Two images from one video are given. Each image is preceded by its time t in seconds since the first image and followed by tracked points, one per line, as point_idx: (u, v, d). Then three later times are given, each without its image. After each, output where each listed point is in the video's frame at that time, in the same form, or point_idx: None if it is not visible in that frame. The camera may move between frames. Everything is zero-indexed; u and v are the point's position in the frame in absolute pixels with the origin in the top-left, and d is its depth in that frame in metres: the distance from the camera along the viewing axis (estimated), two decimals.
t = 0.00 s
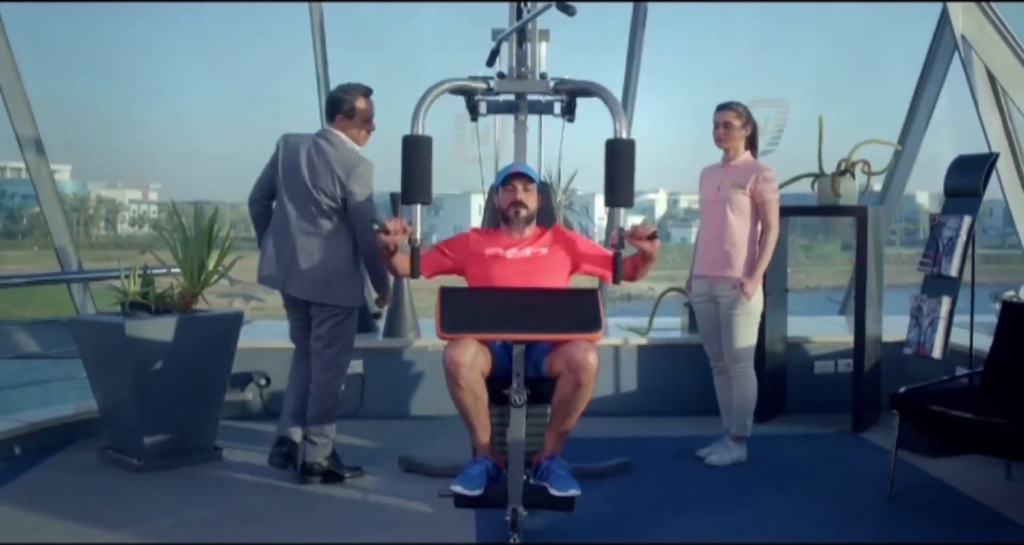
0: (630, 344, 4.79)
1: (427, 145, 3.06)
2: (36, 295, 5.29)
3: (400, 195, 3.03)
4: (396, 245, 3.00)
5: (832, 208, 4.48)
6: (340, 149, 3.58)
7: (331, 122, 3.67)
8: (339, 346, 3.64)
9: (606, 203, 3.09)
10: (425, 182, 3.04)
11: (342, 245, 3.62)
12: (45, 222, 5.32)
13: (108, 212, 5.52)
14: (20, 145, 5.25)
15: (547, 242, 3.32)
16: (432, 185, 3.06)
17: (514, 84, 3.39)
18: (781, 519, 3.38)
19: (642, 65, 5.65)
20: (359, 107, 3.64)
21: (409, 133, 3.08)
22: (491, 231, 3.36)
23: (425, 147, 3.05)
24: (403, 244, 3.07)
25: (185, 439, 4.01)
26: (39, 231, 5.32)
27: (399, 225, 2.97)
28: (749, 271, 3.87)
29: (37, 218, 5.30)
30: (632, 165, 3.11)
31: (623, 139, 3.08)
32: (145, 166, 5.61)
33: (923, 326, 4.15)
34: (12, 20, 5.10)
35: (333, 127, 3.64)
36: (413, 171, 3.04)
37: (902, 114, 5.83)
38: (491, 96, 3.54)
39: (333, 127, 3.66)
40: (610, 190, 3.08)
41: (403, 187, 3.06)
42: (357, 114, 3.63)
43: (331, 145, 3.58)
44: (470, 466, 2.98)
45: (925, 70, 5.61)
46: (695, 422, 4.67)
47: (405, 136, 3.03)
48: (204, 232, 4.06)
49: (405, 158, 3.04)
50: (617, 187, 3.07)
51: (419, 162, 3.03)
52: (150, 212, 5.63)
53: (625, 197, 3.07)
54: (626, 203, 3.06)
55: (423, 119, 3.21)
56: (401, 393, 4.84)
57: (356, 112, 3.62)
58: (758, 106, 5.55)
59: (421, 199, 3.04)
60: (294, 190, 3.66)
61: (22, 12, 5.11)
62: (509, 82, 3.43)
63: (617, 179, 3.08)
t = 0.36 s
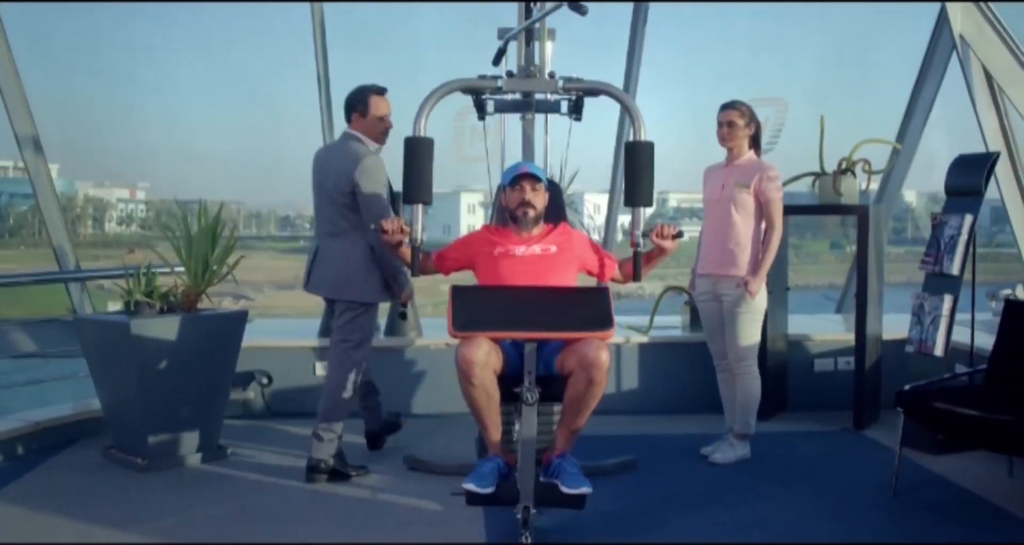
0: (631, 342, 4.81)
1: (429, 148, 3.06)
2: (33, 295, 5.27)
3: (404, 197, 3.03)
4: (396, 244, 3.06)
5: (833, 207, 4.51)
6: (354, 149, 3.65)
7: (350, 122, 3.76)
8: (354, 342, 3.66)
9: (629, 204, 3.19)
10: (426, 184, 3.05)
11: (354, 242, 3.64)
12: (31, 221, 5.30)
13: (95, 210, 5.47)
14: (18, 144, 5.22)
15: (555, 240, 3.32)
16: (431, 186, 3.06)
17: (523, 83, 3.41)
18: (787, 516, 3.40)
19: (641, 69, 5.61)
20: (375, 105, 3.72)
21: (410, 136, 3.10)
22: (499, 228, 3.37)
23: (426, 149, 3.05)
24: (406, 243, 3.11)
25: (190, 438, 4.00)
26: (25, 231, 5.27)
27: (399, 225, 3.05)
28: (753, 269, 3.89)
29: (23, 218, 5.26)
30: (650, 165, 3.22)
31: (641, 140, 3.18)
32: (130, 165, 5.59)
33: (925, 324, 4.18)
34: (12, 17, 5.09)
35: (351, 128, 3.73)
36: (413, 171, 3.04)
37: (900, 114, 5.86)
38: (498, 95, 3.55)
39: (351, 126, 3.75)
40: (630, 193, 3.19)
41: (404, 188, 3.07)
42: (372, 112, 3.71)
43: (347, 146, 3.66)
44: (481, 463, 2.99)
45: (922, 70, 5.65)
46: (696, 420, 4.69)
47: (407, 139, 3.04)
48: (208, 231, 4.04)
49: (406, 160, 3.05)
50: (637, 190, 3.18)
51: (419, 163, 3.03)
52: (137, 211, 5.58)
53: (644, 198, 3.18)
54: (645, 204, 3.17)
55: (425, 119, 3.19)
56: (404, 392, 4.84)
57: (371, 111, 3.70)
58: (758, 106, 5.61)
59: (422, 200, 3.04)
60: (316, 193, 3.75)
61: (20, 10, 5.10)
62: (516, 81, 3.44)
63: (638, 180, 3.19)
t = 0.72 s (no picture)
0: (626, 340, 4.82)
1: (436, 142, 3.05)
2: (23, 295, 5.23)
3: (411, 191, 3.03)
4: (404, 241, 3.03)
5: (828, 206, 4.54)
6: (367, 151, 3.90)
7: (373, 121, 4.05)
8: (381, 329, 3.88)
9: (620, 200, 3.18)
10: (433, 180, 3.04)
11: (361, 242, 3.91)
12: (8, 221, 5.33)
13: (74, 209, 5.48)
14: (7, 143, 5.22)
15: (557, 236, 3.34)
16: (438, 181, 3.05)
17: (525, 82, 3.42)
18: (787, 512, 3.43)
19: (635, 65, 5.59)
20: (395, 104, 3.98)
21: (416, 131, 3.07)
22: (501, 227, 3.37)
23: (433, 143, 3.04)
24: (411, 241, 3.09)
25: (188, 437, 3.99)
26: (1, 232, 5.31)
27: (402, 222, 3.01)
28: (750, 268, 3.91)
29: None
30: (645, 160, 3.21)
31: (635, 135, 3.16)
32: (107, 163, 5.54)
33: (919, 322, 4.22)
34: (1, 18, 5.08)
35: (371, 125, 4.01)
36: (420, 166, 3.02)
37: (890, 113, 5.90)
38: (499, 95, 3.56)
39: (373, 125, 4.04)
40: (626, 187, 3.17)
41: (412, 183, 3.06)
42: (392, 110, 3.97)
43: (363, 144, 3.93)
44: (486, 462, 3.00)
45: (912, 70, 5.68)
46: (690, 418, 4.71)
47: (413, 135, 3.03)
48: (205, 230, 4.04)
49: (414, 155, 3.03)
50: (632, 184, 3.16)
51: (427, 158, 3.02)
52: (116, 210, 5.54)
53: (641, 192, 3.16)
54: (641, 199, 3.16)
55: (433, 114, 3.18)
56: (400, 391, 4.85)
57: (390, 109, 3.96)
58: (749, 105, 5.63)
59: (428, 196, 3.03)
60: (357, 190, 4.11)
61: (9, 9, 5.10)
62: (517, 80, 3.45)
63: (632, 176, 3.17)
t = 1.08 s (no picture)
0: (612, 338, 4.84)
1: (464, 137, 2.99)
2: None
3: (440, 189, 2.98)
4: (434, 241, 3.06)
5: (813, 204, 4.58)
6: (369, 155, 3.94)
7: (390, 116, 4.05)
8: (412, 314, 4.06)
9: (576, 197, 3.07)
10: (461, 177, 2.99)
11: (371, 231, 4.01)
12: None
13: (44, 206, 5.39)
14: None
15: (552, 236, 3.35)
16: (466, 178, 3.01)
17: (519, 80, 3.43)
18: (780, 507, 3.45)
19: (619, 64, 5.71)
20: (411, 104, 3.96)
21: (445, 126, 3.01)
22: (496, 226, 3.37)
23: (462, 139, 2.99)
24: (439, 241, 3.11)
25: (177, 436, 3.97)
26: None
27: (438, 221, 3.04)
28: (739, 264, 3.94)
29: None
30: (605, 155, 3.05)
31: (593, 130, 3.01)
32: (80, 161, 5.43)
33: (904, 319, 4.27)
34: None
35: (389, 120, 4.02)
36: (450, 163, 2.97)
37: (872, 110, 5.96)
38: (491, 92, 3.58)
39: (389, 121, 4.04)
40: (582, 186, 3.04)
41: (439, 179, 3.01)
42: (406, 110, 3.96)
43: (369, 145, 3.97)
44: (483, 458, 3.01)
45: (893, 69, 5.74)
46: (677, 415, 4.74)
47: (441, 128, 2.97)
48: (193, 229, 3.99)
49: (444, 152, 2.98)
50: (588, 181, 3.03)
51: (458, 155, 2.97)
52: (86, 208, 5.45)
53: (598, 191, 3.04)
54: (597, 196, 3.05)
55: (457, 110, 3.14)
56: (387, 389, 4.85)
57: (403, 109, 3.95)
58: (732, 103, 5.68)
59: (457, 193, 2.99)
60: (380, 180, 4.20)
61: None
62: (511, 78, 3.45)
63: (591, 174, 3.02)
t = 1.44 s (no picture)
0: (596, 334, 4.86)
1: (492, 134, 2.90)
2: None
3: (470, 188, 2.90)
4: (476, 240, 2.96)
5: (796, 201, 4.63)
6: (394, 160, 3.86)
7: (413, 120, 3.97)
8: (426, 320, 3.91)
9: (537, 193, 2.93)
10: (489, 174, 2.90)
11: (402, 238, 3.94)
12: None
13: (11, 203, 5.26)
14: None
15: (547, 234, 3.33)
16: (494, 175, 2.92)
17: (511, 76, 3.46)
18: (770, 502, 3.50)
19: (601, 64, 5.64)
20: (437, 109, 3.88)
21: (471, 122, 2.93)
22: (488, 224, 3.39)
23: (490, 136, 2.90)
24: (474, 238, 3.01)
25: (164, 434, 3.95)
26: None
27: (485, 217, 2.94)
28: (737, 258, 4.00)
29: None
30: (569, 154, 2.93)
31: (553, 128, 2.86)
32: (52, 159, 5.24)
33: (887, 315, 4.32)
34: None
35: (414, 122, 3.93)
36: (479, 161, 2.89)
37: (851, 109, 6.02)
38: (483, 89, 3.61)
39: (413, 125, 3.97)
40: (543, 182, 2.88)
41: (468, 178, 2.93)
42: (432, 115, 3.88)
43: (392, 149, 3.89)
44: (479, 455, 3.01)
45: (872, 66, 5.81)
46: (662, 411, 4.77)
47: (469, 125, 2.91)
48: (180, 225, 3.97)
49: (473, 149, 2.88)
50: (550, 178, 2.88)
51: (488, 153, 2.89)
52: (52, 205, 5.29)
53: (558, 189, 2.88)
54: (561, 194, 2.89)
55: (483, 107, 3.09)
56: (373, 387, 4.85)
57: (428, 113, 3.88)
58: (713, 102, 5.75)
59: (486, 193, 2.91)
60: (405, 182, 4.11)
61: None
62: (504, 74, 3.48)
63: (550, 172, 2.88)
